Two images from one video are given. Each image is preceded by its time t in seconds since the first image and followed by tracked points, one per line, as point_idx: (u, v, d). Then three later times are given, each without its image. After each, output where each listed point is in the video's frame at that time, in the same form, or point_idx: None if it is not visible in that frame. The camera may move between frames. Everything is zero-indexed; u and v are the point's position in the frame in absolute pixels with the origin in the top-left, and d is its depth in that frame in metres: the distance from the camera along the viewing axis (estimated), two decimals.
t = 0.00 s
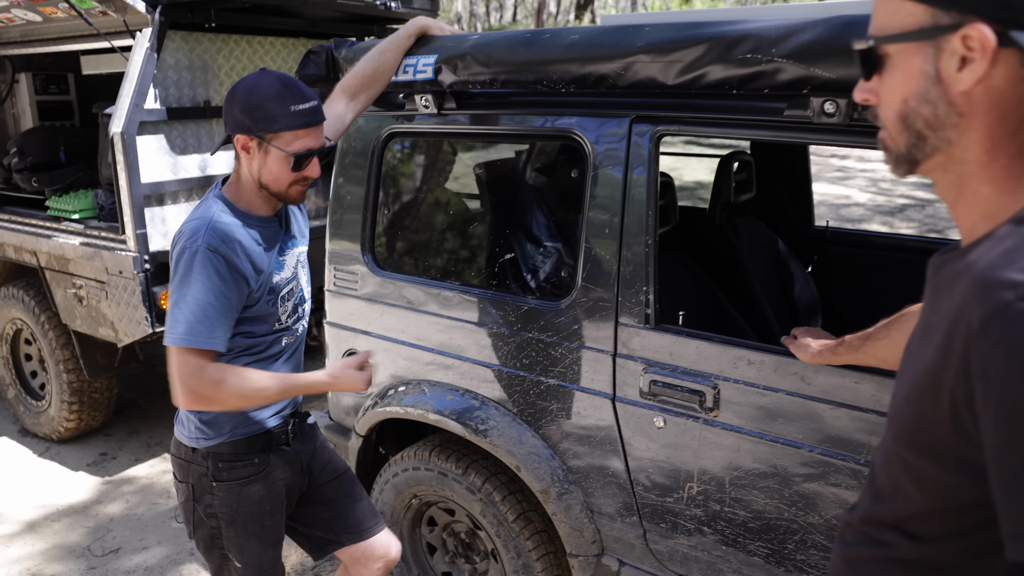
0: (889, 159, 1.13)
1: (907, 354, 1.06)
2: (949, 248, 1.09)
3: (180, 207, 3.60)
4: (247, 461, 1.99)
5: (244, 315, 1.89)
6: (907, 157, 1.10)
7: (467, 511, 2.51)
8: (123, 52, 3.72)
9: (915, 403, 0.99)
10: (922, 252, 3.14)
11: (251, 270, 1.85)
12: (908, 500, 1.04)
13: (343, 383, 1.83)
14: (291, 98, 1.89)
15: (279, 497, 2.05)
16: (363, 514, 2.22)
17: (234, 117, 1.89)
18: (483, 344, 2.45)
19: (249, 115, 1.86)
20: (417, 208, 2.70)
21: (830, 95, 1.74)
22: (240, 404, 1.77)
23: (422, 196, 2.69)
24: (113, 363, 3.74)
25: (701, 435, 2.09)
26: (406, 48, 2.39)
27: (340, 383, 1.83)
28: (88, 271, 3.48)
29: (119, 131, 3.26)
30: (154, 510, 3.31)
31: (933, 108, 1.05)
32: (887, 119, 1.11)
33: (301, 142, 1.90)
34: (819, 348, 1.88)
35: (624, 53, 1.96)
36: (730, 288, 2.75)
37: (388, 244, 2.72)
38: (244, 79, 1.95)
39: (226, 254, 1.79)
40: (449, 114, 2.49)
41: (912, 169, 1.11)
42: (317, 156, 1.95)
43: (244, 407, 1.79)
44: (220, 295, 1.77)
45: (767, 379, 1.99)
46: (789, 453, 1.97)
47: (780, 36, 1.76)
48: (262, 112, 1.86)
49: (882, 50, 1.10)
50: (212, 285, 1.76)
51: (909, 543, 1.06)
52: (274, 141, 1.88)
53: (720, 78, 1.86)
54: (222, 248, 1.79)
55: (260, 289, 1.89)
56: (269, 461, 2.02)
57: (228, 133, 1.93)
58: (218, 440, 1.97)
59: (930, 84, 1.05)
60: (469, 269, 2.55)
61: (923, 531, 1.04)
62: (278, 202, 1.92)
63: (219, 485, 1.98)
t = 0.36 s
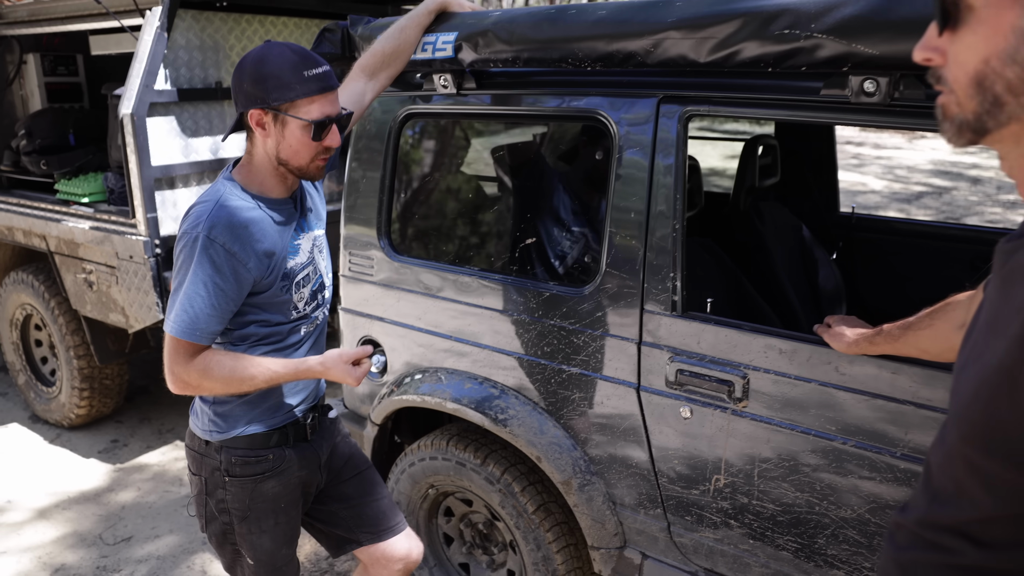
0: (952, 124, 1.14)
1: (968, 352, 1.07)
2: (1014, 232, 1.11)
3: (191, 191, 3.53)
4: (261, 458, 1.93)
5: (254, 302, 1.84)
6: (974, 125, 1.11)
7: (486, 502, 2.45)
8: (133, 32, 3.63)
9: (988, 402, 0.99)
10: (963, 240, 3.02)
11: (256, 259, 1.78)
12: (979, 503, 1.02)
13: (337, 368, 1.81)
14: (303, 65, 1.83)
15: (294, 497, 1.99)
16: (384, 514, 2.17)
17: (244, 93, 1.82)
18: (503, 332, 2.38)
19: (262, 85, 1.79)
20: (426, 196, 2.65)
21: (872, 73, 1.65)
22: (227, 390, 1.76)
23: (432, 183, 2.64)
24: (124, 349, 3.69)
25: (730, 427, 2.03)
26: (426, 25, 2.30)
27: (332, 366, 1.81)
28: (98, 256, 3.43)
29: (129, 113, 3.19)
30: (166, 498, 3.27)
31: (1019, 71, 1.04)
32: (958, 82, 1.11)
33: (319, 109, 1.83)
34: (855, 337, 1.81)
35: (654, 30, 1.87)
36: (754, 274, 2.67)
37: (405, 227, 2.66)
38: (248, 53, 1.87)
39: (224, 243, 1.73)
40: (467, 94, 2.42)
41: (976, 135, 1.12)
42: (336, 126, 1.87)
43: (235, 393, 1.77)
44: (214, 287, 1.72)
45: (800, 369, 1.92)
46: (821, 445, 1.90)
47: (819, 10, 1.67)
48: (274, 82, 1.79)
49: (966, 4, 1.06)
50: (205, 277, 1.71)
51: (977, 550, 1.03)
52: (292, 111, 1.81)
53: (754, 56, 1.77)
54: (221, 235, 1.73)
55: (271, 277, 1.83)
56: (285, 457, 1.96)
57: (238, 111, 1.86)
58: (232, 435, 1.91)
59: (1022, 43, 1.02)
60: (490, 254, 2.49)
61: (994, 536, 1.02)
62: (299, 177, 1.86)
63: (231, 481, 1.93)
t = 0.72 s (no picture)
0: (998, 97, 1.14)
1: (1005, 348, 1.08)
2: None
3: (199, 175, 3.48)
4: (280, 450, 1.90)
5: (267, 287, 1.80)
6: None
7: (499, 490, 2.43)
8: (140, 13, 3.58)
9: None
10: (977, 227, 2.97)
11: (267, 241, 1.74)
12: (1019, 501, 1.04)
13: (358, 348, 1.76)
14: (281, 37, 1.76)
15: (312, 487, 1.97)
16: (405, 505, 2.13)
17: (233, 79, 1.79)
18: (517, 319, 2.35)
19: (244, 68, 1.75)
20: (433, 182, 2.62)
21: (902, 54, 1.60)
22: (249, 377, 1.72)
23: (440, 169, 2.61)
24: (133, 335, 3.66)
25: (749, 416, 1.99)
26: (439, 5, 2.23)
27: (354, 349, 1.76)
28: (107, 241, 3.39)
29: (136, 96, 3.15)
30: (176, 485, 3.25)
31: None
32: (1012, 51, 1.11)
33: (304, 82, 1.77)
34: (881, 325, 1.77)
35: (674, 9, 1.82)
36: (770, 259, 2.64)
37: (418, 211, 2.62)
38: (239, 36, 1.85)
39: (233, 225, 1.70)
40: (484, 76, 2.37)
41: None
42: (327, 96, 1.80)
43: (256, 380, 1.74)
44: (225, 272, 1.69)
45: (823, 358, 1.88)
46: (843, 435, 1.87)
47: None
48: (255, 61, 1.75)
49: None
50: (216, 261, 1.68)
51: (1015, 546, 1.06)
52: (277, 89, 1.76)
53: (779, 36, 1.71)
54: (231, 217, 1.70)
55: (284, 260, 1.78)
56: (305, 449, 1.93)
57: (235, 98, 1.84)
58: (251, 426, 1.88)
59: None
60: (503, 240, 2.45)
61: None
62: (303, 155, 1.81)
63: (249, 472, 1.90)
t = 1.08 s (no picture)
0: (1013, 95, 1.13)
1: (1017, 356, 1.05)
2: None
3: (198, 166, 3.45)
4: (273, 450, 1.89)
5: (261, 283, 1.77)
6: None
7: (499, 485, 2.41)
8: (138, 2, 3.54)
9: None
10: (984, 218, 2.94)
11: (259, 236, 1.71)
12: None
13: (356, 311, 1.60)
14: (237, 30, 1.75)
15: (307, 487, 1.96)
16: (402, 503, 2.12)
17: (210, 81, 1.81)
18: (517, 313, 2.32)
19: (210, 68, 1.76)
20: (440, 167, 2.57)
21: (909, 46, 1.56)
22: (250, 371, 1.65)
23: (447, 155, 2.55)
24: (134, 326, 3.65)
25: (750, 413, 1.97)
26: None
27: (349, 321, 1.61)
28: (106, 232, 3.37)
29: (134, 85, 3.12)
30: (176, 477, 3.25)
31: None
32: None
33: (266, 72, 1.75)
34: (885, 323, 1.73)
35: None
36: (775, 252, 2.60)
37: (417, 203, 2.59)
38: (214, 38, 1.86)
39: (224, 220, 1.66)
40: (482, 66, 2.33)
41: None
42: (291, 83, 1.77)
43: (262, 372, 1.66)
44: (220, 267, 1.65)
45: (825, 356, 1.85)
46: (845, 434, 1.84)
47: None
48: (217, 60, 1.75)
49: None
50: (211, 256, 1.64)
51: None
52: (242, 84, 1.75)
53: (783, 27, 1.67)
54: (221, 212, 1.66)
55: (278, 255, 1.76)
56: (298, 449, 1.92)
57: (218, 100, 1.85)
58: (243, 425, 1.86)
59: None
60: (500, 232, 2.42)
61: None
62: (288, 145, 1.78)
63: (242, 472, 1.89)
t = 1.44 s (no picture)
0: (991, 109, 1.01)
1: (992, 366, 1.02)
2: None
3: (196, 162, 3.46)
4: (255, 452, 1.90)
5: (241, 287, 1.79)
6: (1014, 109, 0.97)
7: (490, 484, 2.42)
8: None
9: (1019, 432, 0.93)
10: (988, 216, 2.90)
11: (237, 241, 1.73)
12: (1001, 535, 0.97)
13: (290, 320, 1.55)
14: (224, 28, 1.76)
15: (292, 489, 1.97)
16: (389, 504, 2.15)
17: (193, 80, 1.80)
18: (507, 313, 2.33)
19: (196, 65, 1.76)
20: (448, 156, 2.54)
21: (896, 49, 1.54)
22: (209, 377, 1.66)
23: (454, 144, 2.52)
24: (133, 322, 3.67)
25: (739, 416, 1.96)
26: None
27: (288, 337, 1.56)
28: (105, 229, 3.39)
29: (131, 83, 3.12)
30: (175, 473, 3.28)
31: None
32: (1004, 59, 0.98)
33: (252, 70, 1.75)
34: (872, 327, 1.72)
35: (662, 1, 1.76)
36: (770, 250, 2.58)
37: (411, 201, 2.60)
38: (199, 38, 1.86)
39: (201, 224, 1.67)
40: (474, 66, 2.32)
41: (1018, 121, 0.99)
42: (277, 84, 1.78)
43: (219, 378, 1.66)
44: (195, 272, 1.67)
45: (813, 359, 1.84)
46: (833, 438, 1.84)
47: None
48: (204, 58, 1.75)
49: None
50: (186, 262, 1.66)
51: None
52: (228, 82, 1.76)
53: (769, 30, 1.66)
54: (198, 217, 1.68)
55: (258, 259, 1.78)
56: (281, 451, 1.93)
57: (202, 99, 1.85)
58: (226, 427, 1.88)
59: None
60: (493, 230, 2.42)
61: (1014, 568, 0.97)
62: (271, 147, 1.79)
63: (226, 475, 1.91)
